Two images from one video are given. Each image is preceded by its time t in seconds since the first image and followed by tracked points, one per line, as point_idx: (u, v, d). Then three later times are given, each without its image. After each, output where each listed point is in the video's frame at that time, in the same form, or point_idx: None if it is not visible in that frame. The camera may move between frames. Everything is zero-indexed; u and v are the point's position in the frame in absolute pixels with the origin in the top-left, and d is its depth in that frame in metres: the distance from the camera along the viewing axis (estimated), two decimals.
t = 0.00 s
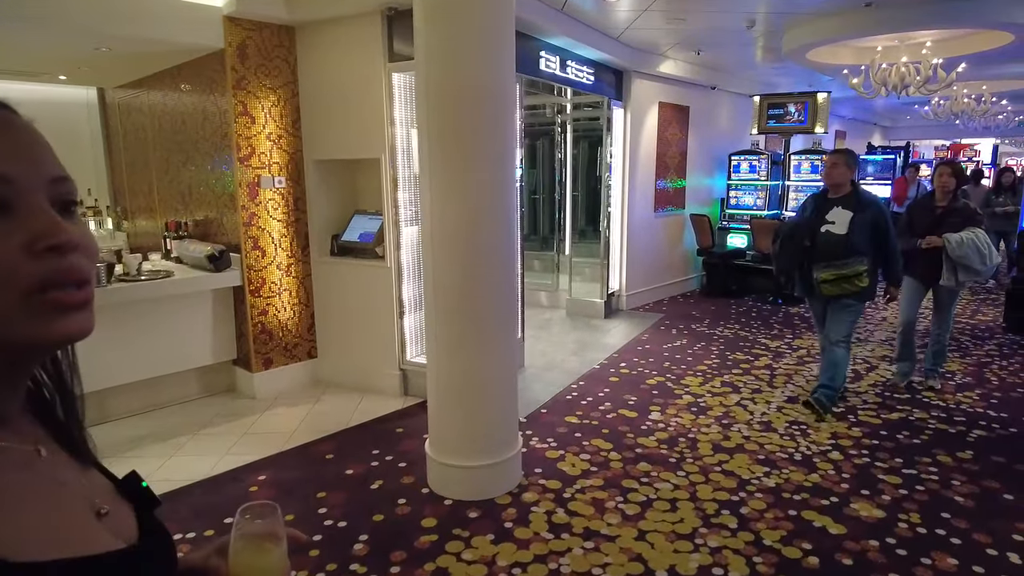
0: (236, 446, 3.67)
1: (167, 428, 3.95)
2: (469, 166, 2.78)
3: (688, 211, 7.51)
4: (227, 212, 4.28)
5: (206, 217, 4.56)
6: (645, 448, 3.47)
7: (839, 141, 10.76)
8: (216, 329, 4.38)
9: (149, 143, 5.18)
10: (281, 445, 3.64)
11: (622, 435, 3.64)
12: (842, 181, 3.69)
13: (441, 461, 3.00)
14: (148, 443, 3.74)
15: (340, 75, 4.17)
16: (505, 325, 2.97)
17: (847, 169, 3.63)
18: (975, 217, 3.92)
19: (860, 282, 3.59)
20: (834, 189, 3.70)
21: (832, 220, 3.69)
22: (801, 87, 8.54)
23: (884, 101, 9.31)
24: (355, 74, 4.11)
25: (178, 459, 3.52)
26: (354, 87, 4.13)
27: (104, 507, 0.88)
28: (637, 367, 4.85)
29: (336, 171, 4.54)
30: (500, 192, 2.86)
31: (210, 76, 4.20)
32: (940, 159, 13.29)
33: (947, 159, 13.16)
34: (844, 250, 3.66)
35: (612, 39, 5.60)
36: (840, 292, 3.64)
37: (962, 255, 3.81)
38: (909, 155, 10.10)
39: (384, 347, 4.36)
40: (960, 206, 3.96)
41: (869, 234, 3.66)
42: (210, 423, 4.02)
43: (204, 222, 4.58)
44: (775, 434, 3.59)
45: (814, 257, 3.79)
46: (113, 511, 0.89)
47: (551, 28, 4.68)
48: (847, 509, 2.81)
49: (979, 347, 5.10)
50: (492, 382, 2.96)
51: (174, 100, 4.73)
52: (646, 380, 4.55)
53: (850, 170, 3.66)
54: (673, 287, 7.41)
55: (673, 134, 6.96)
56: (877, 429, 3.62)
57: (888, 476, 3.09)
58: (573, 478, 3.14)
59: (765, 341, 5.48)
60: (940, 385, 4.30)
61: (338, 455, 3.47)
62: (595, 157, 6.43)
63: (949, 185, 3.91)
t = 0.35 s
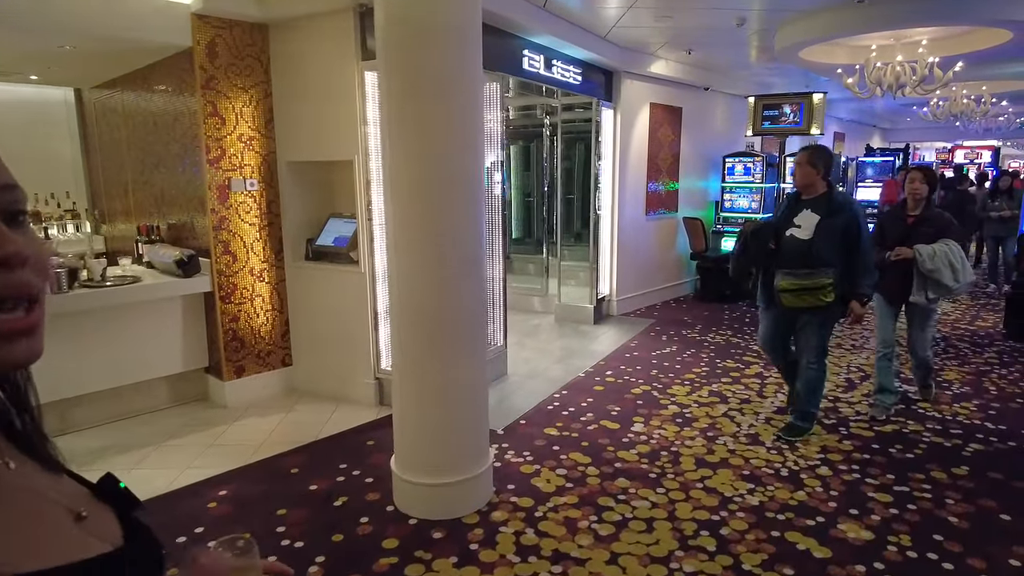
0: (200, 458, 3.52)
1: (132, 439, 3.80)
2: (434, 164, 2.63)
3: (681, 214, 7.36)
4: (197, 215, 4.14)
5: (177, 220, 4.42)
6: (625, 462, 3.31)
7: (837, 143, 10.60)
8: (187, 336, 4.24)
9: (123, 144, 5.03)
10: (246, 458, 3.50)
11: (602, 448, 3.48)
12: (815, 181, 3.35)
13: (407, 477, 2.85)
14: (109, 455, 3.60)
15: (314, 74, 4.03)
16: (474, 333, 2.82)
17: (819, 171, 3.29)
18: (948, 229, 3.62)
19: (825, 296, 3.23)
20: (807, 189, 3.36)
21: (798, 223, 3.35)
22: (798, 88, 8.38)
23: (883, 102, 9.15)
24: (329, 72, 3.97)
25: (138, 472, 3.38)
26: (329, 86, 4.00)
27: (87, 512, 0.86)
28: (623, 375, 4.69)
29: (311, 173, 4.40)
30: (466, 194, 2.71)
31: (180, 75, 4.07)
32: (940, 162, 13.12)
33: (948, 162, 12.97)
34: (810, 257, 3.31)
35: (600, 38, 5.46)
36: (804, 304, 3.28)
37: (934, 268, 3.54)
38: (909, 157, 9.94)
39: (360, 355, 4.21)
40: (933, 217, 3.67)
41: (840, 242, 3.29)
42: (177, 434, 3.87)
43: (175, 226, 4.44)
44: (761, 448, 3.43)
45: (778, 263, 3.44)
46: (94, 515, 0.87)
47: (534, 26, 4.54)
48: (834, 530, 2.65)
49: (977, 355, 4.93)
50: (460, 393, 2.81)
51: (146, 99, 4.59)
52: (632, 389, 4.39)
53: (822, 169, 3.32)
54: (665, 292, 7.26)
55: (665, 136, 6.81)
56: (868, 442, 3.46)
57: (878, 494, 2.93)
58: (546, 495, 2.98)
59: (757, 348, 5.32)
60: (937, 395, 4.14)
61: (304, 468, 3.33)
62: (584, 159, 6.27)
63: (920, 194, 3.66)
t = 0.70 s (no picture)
0: (183, 466, 3.44)
1: (118, 444, 3.73)
2: (411, 166, 2.51)
3: (688, 215, 7.19)
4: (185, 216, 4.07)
5: (168, 222, 4.35)
6: (618, 475, 3.18)
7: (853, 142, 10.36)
8: (177, 339, 4.16)
9: (118, 145, 4.98)
10: (229, 467, 3.41)
11: (595, 460, 3.34)
12: (782, 187, 3.02)
13: (387, 491, 2.73)
14: (92, 461, 3.53)
15: (303, 72, 3.93)
16: (456, 340, 2.71)
17: (786, 175, 2.98)
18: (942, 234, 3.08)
19: (800, 315, 2.95)
20: (773, 197, 3.04)
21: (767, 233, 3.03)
22: (810, 86, 8.17)
23: (899, 99, 8.90)
24: (318, 70, 3.87)
25: (119, 479, 3.30)
26: (317, 85, 3.90)
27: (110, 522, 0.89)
28: (623, 382, 4.55)
29: (303, 174, 4.31)
30: (445, 196, 2.59)
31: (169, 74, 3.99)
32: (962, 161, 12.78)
33: (970, 161, 12.64)
34: (782, 271, 3.01)
35: (601, 34, 5.32)
36: (777, 325, 2.99)
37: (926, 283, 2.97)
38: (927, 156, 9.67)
39: (350, 360, 4.11)
40: (926, 222, 3.13)
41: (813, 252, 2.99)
42: (164, 439, 3.80)
43: (165, 228, 4.37)
44: (761, 460, 3.27)
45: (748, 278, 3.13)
46: (116, 525, 0.89)
47: (530, 22, 4.42)
48: (835, 552, 2.50)
49: (995, 363, 4.72)
50: (441, 403, 2.70)
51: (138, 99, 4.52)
52: (631, 397, 4.24)
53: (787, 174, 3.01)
54: (671, 295, 7.09)
55: (671, 135, 6.65)
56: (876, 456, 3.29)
57: (884, 512, 2.77)
58: (532, 510, 2.85)
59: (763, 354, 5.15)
60: (951, 405, 3.95)
61: (286, 478, 3.23)
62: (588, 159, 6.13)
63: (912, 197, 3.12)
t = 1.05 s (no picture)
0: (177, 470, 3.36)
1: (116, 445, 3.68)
2: (399, 164, 2.38)
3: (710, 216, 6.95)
4: (186, 214, 4.00)
5: (172, 220, 4.30)
6: (623, 490, 3.00)
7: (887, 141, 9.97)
8: (180, 339, 4.10)
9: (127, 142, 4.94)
10: (221, 472, 3.32)
11: (599, 473, 3.17)
12: (756, 182, 2.72)
13: (374, 504, 2.60)
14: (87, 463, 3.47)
15: (305, 67, 3.83)
16: (445, 347, 2.57)
17: (759, 169, 2.68)
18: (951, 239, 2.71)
19: (769, 319, 2.62)
20: (749, 193, 2.75)
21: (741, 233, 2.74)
22: (841, 81, 7.85)
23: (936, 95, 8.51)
24: (320, 64, 3.76)
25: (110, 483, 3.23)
26: (319, 80, 3.79)
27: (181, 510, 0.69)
28: (635, 389, 4.36)
29: (307, 172, 4.21)
30: (434, 195, 2.45)
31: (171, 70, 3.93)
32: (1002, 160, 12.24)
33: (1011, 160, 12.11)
34: (754, 272, 2.70)
35: (617, 27, 5.13)
36: (747, 330, 2.69)
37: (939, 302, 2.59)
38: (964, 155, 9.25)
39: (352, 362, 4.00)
40: (938, 222, 2.73)
41: (791, 254, 2.68)
42: (162, 441, 3.73)
43: (169, 226, 4.32)
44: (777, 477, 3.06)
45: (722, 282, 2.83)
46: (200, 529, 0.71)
47: (540, 14, 4.26)
48: None
49: None
50: (430, 414, 2.56)
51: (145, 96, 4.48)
52: (642, 406, 4.05)
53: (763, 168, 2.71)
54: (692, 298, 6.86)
55: (692, 132, 6.42)
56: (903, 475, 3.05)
57: (911, 539, 2.54)
58: (528, 528, 2.69)
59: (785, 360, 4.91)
60: (987, 420, 3.67)
61: (279, 485, 3.13)
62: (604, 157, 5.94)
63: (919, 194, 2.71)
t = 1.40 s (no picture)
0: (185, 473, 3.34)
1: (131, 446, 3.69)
2: (393, 166, 2.28)
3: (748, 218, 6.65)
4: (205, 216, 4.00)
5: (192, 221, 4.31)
6: (635, 511, 2.83)
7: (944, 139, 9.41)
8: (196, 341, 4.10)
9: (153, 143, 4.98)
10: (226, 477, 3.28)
11: (612, 491, 3.01)
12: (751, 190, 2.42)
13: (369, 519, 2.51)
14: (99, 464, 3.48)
15: (321, 67, 3.78)
16: (443, 357, 2.45)
17: (751, 175, 2.39)
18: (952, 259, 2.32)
19: (732, 348, 2.32)
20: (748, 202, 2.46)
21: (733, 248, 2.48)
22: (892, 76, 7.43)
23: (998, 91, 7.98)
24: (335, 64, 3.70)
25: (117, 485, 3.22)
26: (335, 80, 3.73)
27: (259, 524, 0.74)
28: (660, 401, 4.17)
29: (325, 173, 4.17)
30: (431, 198, 2.35)
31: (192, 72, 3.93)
32: None
33: None
34: (723, 293, 2.42)
35: (648, 22, 4.95)
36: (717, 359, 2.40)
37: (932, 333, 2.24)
38: None
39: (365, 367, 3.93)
40: (941, 241, 2.34)
41: (763, 272, 2.34)
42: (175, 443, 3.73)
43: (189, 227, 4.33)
44: (805, 502, 2.84)
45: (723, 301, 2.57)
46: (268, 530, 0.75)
47: (565, 10, 4.10)
48: None
49: None
50: (426, 427, 2.44)
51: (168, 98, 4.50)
52: (665, 419, 3.86)
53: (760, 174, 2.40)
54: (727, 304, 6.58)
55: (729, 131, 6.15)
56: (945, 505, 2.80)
57: None
58: (529, 550, 2.56)
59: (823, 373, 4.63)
60: None
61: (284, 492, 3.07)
62: (635, 157, 5.74)
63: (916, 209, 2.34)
